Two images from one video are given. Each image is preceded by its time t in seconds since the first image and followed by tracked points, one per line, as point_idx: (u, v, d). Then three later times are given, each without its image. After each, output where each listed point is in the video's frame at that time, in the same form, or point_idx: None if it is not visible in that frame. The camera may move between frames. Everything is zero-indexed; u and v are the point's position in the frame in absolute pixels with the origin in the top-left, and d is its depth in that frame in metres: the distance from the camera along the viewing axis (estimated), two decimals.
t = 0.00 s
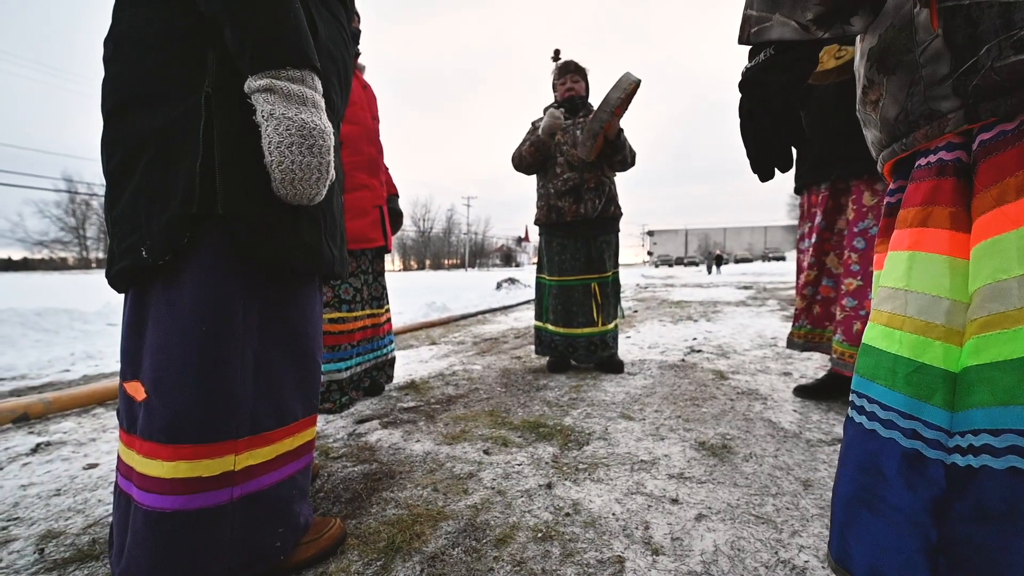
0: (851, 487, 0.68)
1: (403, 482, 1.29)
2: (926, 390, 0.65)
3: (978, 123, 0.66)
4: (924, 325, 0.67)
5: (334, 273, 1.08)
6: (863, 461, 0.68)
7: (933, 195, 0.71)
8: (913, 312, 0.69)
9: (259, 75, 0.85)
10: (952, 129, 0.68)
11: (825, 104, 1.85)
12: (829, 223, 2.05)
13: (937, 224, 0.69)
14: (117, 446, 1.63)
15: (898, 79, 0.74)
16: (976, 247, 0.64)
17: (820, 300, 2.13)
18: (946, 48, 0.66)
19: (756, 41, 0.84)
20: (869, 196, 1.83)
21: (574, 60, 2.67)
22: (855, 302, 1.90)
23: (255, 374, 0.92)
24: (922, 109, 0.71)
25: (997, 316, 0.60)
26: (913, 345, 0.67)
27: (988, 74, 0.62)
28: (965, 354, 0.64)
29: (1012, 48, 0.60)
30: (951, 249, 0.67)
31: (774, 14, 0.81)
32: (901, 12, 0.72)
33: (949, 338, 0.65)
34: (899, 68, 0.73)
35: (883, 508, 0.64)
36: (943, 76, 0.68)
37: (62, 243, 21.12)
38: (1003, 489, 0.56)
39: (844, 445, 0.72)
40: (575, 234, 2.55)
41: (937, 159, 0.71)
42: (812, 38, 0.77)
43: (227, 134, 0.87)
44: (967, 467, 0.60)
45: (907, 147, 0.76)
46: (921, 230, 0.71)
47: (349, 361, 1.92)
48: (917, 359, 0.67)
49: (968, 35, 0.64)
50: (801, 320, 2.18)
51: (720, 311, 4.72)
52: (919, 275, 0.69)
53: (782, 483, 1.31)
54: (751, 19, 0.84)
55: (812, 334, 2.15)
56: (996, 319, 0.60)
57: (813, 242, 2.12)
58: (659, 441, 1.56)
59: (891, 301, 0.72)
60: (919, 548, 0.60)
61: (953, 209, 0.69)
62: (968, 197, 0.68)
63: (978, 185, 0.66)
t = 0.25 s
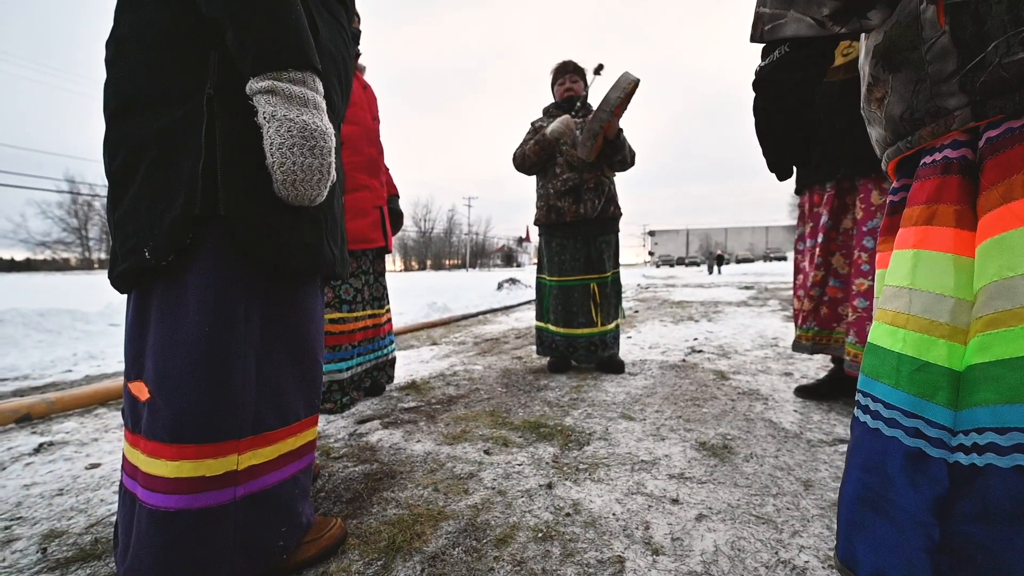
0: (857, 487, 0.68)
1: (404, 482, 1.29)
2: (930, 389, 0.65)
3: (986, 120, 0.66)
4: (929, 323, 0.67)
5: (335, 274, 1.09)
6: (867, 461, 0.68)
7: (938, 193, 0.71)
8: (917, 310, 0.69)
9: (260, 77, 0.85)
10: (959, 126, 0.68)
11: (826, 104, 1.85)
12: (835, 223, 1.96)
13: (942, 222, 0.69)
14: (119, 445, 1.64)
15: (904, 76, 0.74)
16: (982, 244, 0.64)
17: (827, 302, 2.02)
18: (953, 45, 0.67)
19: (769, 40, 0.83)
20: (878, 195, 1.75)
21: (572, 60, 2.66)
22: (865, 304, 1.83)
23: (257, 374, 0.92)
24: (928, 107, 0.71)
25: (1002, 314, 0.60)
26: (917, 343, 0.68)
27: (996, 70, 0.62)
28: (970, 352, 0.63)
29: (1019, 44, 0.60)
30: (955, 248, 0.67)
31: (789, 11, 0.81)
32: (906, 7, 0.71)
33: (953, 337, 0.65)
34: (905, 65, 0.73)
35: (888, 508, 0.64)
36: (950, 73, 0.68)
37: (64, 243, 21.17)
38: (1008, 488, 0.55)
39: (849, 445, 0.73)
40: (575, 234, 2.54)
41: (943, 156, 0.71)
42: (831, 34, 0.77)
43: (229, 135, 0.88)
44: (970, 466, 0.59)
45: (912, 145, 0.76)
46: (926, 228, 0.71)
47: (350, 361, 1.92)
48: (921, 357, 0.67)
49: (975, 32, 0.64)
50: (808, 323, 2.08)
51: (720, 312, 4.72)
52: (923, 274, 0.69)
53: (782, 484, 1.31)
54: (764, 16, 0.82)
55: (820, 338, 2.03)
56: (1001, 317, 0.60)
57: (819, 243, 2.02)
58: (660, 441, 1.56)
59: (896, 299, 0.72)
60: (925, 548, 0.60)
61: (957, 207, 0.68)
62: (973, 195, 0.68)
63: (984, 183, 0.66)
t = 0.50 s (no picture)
0: (863, 490, 0.68)
1: (405, 483, 1.29)
2: (938, 391, 0.65)
3: (996, 121, 0.65)
4: (935, 325, 0.67)
5: (337, 274, 1.09)
6: (873, 463, 0.68)
7: (945, 194, 0.71)
8: (924, 312, 0.68)
9: (262, 79, 0.85)
10: (968, 127, 0.68)
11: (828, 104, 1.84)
12: (841, 222, 1.94)
13: (949, 223, 0.69)
14: (120, 446, 1.64)
15: (913, 77, 0.74)
16: (991, 246, 0.63)
17: (835, 303, 1.96)
18: (963, 44, 0.66)
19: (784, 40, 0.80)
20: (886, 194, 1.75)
21: (572, 61, 2.66)
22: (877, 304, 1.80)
23: (260, 375, 0.92)
24: (937, 107, 0.71)
25: (1011, 316, 0.60)
26: (924, 345, 0.67)
27: (1006, 70, 0.61)
28: (978, 355, 0.63)
29: None
30: (963, 249, 0.67)
31: (802, 10, 0.77)
32: (915, 9, 0.71)
33: (961, 339, 0.65)
34: (914, 66, 0.73)
35: (894, 511, 0.64)
36: (959, 74, 0.67)
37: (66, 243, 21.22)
38: (1015, 491, 0.55)
39: (855, 447, 0.73)
40: (575, 234, 2.54)
41: (951, 157, 0.71)
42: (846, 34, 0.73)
43: (232, 138, 0.88)
44: (977, 468, 0.60)
45: (921, 146, 0.76)
46: (932, 230, 0.71)
47: (350, 362, 1.92)
48: (928, 359, 0.67)
49: (985, 31, 0.63)
50: (817, 325, 1.99)
51: (721, 312, 4.71)
52: (930, 275, 0.69)
53: (783, 485, 1.30)
54: (779, 15, 0.81)
55: (829, 340, 1.95)
56: (1010, 319, 0.60)
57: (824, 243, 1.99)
58: (660, 442, 1.56)
59: (902, 301, 0.72)
60: (930, 551, 0.60)
61: (964, 209, 0.68)
62: (981, 197, 0.68)
63: (993, 184, 0.65)
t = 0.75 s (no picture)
0: (874, 496, 0.66)
1: (406, 485, 1.29)
2: (947, 397, 0.63)
3: (1007, 124, 0.64)
4: (944, 330, 0.65)
5: (340, 276, 1.08)
6: (882, 469, 0.67)
7: (955, 198, 0.69)
8: (933, 316, 0.67)
9: (266, 84, 0.85)
10: (979, 130, 0.68)
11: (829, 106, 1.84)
12: (846, 223, 1.92)
13: (959, 227, 0.67)
14: (121, 448, 1.64)
15: (922, 79, 0.74)
16: (1002, 249, 0.62)
17: (843, 305, 1.93)
18: (973, 47, 0.66)
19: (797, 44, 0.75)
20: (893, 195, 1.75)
21: (571, 63, 2.65)
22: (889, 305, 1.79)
23: (264, 378, 0.92)
24: (946, 110, 0.71)
25: None
26: (932, 350, 0.66)
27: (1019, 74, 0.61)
28: (988, 361, 0.62)
29: None
30: (974, 253, 0.65)
31: (817, 13, 0.73)
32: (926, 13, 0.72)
33: (971, 344, 0.63)
34: (924, 69, 0.73)
35: (904, 517, 0.62)
36: (971, 76, 0.67)
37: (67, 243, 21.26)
38: None
39: (862, 453, 0.72)
40: (575, 236, 2.54)
41: (962, 161, 0.70)
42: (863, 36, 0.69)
43: (235, 141, 0.87)
44: (989, 476, 0.58)
45: (929, 149, 0.76)
46: (941, 233, 0.69)
47: (351, 364, 1.92)
48: (937, 365, 0.65)
49: (997, 35, 0.64)
50: (825, 328, 1.96)
51: (722, 313, 4.71)
52: (939, 279, 0.67)
53: (784, 487, 1.30)
54: (790, 19, 0.75)
55: (838, 343, 1.93)
56: None
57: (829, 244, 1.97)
58: (661, 444, 1.56)
59: (910, 305, 0.70)
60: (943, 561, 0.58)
61: (975, 213, 0.67)
62: (992, 200, 0.67)
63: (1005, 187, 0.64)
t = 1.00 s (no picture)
0: (879, 506, 0.65)
1: (406, 489, 1.28)
2: (957, 406, 0.62)
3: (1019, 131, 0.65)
4: (955, 338, 0.64)
5: (342, 279, 1.08)
6: (889, 478, 0.65)
7: (964, 204, 0.69)
8: (942, 324, 0.65)
9: (269, 89, 0.85)
10: (990, 136, 0.68)
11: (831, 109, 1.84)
12: (850, 225, 1.91)
13: (969, 233, 0.67)
14: (120, 452, 1.64)
15: (931, 86, 0.73)
16: (1014, 258, 0.61)
17: (850, 307, 1.92)
18: (984, 55, 0.66)
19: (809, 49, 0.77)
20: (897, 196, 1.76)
21: (571, 66, 2.64)
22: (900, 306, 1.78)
23: (267, 382, 0.92)
24: (956, 117, 0.70)
25: None
26: (942, 359, 0.64)
27: None
28: (1000, 370, 0.60)
29: None
30: (984, 260, 0.64)
31: (830, 17, 0.74)
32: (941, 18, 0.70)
33: (981, 352, 0.62)
34: (932, 76, 0.73)
35: (911, 528, 0.61)
36: (981, 83, 0.67)
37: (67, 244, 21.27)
38: None
39: (865, 460, 0.71)
40: (575, 239, 2.54)
41: (971, 167, 0.69)
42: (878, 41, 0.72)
43: (238, 147, 0.87)
44: (1004, 488, 0.57)
45: (939, 156, 0.75)
46: (950, 240, 0.68)
47: (351, 366, 1.92)
48: (946, 373, 0.64)
49: (1009, 43, 0.64)
50: (833, 331, 1.94)
51: (722, 315, 4.71)
52: (949, 286, 0.66)
53: (785, 490, 1.30)
54: (803, 23, 0.78)
55: (846, 346, 1.90)
56: None
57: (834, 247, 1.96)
58: (662, 447, 1.56)
59: (918, 312, 0.69)
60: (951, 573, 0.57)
61: (985, 219, 0.66)
62: (1003, 207, 0.66)
63: (1017, 194, 0.63)
